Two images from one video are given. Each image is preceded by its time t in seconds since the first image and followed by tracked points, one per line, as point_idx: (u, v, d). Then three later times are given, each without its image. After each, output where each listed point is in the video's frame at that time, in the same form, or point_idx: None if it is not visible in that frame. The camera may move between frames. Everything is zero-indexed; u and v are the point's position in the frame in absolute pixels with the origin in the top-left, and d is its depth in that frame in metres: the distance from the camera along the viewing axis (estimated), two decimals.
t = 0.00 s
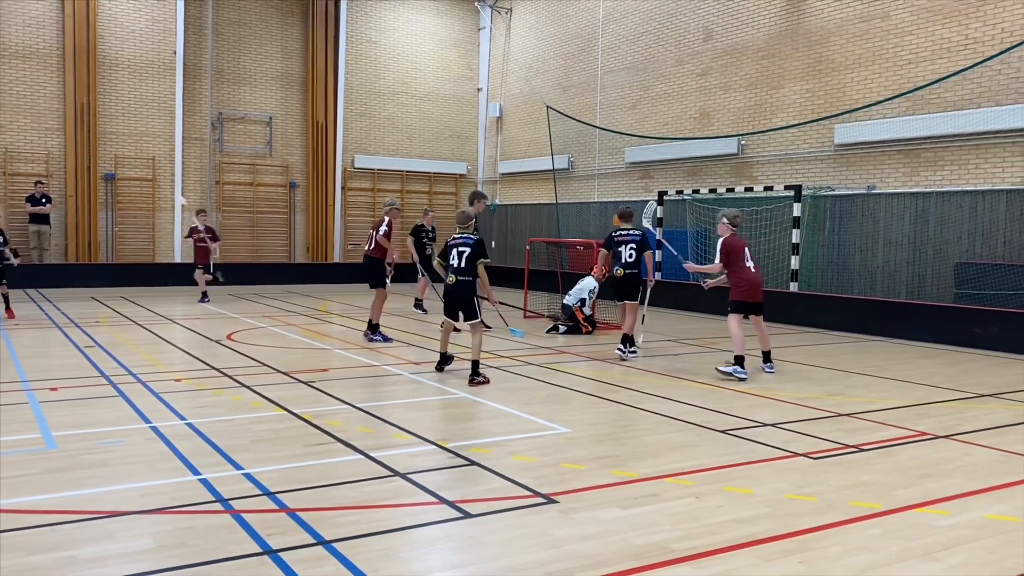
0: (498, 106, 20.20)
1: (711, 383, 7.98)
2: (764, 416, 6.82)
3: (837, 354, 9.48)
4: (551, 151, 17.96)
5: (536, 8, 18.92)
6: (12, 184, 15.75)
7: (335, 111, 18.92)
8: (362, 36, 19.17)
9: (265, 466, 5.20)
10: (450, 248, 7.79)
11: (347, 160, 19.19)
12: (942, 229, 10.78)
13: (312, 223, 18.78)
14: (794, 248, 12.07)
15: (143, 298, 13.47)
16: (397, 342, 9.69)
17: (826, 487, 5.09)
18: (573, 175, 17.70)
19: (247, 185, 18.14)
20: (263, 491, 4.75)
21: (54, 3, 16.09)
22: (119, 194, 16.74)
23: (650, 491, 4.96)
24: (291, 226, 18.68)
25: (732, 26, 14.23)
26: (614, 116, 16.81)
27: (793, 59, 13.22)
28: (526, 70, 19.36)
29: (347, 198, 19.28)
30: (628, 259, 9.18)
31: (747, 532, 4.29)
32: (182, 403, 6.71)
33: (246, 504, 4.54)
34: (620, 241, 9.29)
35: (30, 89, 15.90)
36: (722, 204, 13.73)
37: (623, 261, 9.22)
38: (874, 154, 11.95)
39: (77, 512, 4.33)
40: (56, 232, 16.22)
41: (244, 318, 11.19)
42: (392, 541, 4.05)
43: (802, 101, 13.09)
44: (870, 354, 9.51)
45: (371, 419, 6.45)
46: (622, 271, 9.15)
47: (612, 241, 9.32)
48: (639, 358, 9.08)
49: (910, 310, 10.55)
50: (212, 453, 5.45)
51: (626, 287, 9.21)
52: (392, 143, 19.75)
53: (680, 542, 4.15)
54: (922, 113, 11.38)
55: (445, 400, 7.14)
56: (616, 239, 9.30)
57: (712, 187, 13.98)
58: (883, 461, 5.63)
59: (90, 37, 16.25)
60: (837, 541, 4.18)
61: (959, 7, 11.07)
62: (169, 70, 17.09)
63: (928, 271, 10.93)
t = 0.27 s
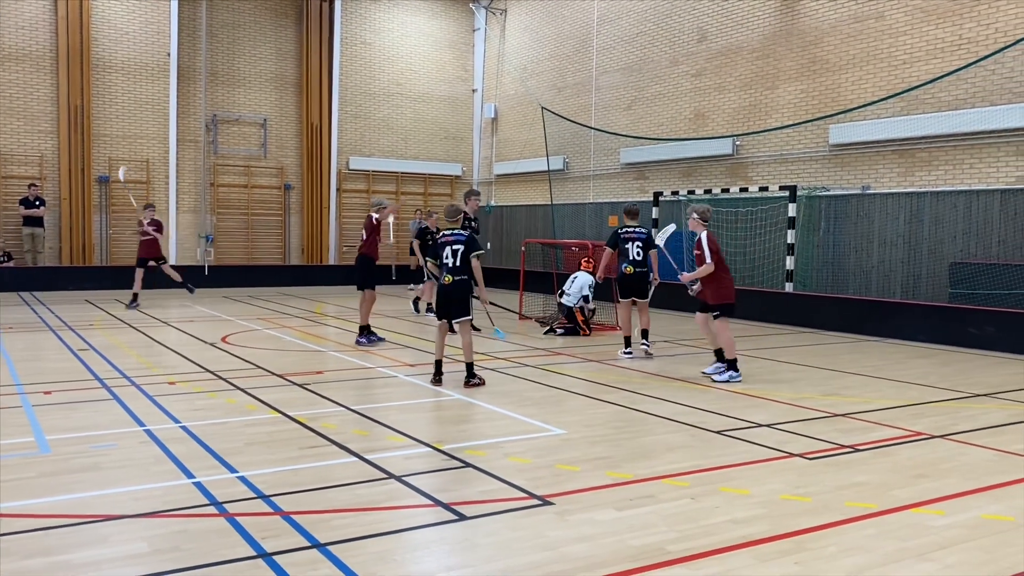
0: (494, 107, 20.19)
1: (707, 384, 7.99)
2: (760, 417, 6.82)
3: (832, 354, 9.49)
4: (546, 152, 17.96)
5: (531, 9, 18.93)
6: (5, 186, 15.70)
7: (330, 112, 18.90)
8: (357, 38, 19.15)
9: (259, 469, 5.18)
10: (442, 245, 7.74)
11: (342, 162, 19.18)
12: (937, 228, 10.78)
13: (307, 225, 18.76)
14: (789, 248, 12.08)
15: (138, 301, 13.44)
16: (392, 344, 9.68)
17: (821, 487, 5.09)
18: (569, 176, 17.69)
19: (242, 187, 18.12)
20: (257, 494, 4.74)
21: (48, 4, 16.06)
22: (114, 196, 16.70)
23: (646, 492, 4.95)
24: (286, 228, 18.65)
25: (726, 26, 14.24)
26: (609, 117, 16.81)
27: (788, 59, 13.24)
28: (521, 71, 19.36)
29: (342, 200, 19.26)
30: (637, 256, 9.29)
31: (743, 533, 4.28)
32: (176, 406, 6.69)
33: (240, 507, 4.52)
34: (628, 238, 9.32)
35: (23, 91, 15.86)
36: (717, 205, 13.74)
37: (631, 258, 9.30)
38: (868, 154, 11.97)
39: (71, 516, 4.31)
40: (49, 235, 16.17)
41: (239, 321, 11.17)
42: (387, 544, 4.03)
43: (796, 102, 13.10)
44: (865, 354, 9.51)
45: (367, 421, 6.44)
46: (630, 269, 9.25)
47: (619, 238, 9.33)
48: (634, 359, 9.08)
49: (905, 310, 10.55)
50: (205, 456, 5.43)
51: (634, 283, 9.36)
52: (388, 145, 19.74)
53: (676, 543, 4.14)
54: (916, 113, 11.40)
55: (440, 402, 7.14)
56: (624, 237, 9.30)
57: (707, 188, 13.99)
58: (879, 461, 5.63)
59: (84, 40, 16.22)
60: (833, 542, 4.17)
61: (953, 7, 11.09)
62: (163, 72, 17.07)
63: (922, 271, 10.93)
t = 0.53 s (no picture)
0: (490, 110, 20.20)
1: (703, 386, 8.00)
2: (756, 419, 6.83)
3: (829, 356, 9.50)
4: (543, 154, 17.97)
5: (527, 11, 18.94)
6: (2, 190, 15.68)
7: (327, 115, 18.90)
8: (353, 40, 19.16)
9: (256, 473, 5.18)
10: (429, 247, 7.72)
11: (339, 165, 19.18)
12: (933, 230, 10.78)
13: (304, 227, 18.76)
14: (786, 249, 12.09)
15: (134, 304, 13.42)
16: (389, 347, 9.68)
17: (818, 489, 5.09)
18: (566, 178, 17.70)
19: (238, 190, 18.10)
20: (254, 498, 4.73)
21: (43, 8, 16.04)
22: (110, 200, 16.68)
23: (643, 494, 4.95)
24: (283, 230, 18.65)
25: (722, 28, 14.27)
26: (605, 119, 16.83)
27: (783, 61, 13.26)
28: (518, 73, 19.37)
29: (339, 202, 19.25)
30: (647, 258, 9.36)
31: (740, 535, 4.28)
32: (172, 410, 6.68)
33: (237, 511, 4.51)
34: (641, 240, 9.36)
35: (19, 95, 15.83)
36: (713, 206, 13.75)
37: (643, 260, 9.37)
38: (864, 155, 11.99)
39: (66, 520, 4.30)
40: (45, 238, 16.14)
41: (235, 324, 11.16)
42: (385, 547, 4.03)
43: (792, 104, 13.13)
44: (862, 355, 9.52)
45: (363, 424, 6.44)
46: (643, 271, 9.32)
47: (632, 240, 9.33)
48: (631, 361, 9.09)
49: (902, 311, 10.56)
50: (202, 459, 5.43)
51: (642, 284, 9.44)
52: (385, 147, 19.75)
53: (673, 546, 4.14)
54: (912, 114, 11.42)
55: (437, 405, 7.14)
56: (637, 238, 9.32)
57: (703, 190, 14.00)
58: (876, 463, 5.64)
59: (80, 43, 16.20)
60: (830, 543, 4.18)
61: (948, 9, 11.12)
62: (160, 75, 17.06)
63: (919, 272, 10.94)
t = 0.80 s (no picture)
0: (489, 112, 20.21)
1: (703, 388, 8.00)
2: (756, 421, 6.82)
3: (828, 358, 9.50)
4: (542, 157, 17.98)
5: (526, 14, 18.96)
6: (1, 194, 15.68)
7: (326, 118, 18.90)
8: (352, 44, 19.17)
9: (256, 476, 5.17)
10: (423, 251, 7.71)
11: (338, 168, 19.18)
12: (932, 232, 10.80)
13: (303, 231, 18.76)
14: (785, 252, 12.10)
15: (133, 308, 13.42)
16: (389, 350, 9.68)
17: (818, 491, 5.09)
18: (565, 181, 17.71)
19: (237, 194, 18.10)
20: (253, 502, 4.72)
21: (43, 12, 16.05)
22: (109, 204, 16.67)
23: (643, 497, 4.94)
24: (282, 234, 18.65)
25: (720, 31, 14.29)
26: (604, 122, 16.84)
27: (782, 63, 13.28)
28: (517, 76, 19.38)
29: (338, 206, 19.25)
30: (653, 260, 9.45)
31: (740, 538, 4.28)
32: (172, 414, 6.68)
33: (237, 515, 4.51)
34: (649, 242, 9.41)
35: (18, 99, 15.84)
36: (712, 209, 13.76)
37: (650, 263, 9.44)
38: (863, 157, 12.00)
39: (66, 525, 4.30)
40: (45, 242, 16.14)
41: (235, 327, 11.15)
42: (385, 551, 4.02)
43: (790, 106, 13.14)
44: (861, 357, 9.53)
45: (363, 427, 6.44)
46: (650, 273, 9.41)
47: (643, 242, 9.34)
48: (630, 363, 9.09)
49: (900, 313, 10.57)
50: (202, 463, 5.42)
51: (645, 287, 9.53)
52: (384, 151, 19.76)
53: (673, 549, 4.14)
54: (910, 116, 11.44)
55: (437, 408, 7.14)
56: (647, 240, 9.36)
57: (702, 192, 14.00)
58: (876, 465, 5.63)
59: (79, 47, 16.21)
60: (830, 546, 4.17)
61: (946, 11, 11.14)
62: (159, 79, 17.07)
63: (918, 274, 10.95)
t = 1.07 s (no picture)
0: (490, 116, 20.24)
1: (704, 391, 8.00)
2: (757, 424, 6.82)
3: (829, 360, 9.50)
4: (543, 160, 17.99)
5: (527, 17, 18.98)
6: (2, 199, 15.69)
7: (327, 122, 18.92)
8: (353, 47, 19.20)
9: (257, 480, 5.17)
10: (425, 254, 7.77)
11: (339, 171, 19.20)
12: (933, 234, 10.79)
13: (304, 234, 18.78)
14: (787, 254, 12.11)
15: (135, 311, 13.44)
16: (390, 353, 9.68)
17: (820, 494, 5.08)
18: (565, 184, 17.72)
19: (238, 198, 18.12)
20: (255, 505, 4.72)
21: (44, 16, 16.08)
22: (110, 207, 16.68)
23: (645, 501, 4.94)
24: (283, 237, 18.66)
25: (721, 34, 14.30)
26: (605, 124, 16.85)
27: (782, 66, 13.29)
28: (517, 79, 19.40)
29: (339, 209, 19.25)
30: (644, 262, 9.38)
31: (742, 541, 4.28)
32: (173, 417, 6.69)
33: (239, 518, 4.50)
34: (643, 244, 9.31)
35: (20, 103, 15.86)
36: (712, 211, 13.76)
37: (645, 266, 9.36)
38: (863, 160, 12.01)
39: (67, 529, 4.30)
40: (46, 246, 16.16)
41: (236, 331, 11.16)
42: (387, 554, 4.02)
43: (791, 109, 13.15)
44: (862, 360, 9.52)
45: (364, 431, 6.44)
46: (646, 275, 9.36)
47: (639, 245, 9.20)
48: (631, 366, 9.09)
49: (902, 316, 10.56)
50: (203, 466, 5.42)
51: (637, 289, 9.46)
52: (385, 154, 19.79)
53: (676, 552, 4.14)
54: (911, 119, 11.44)
55: (439, 411, 7.14)
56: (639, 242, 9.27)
57: (703, 195, 14.01)
58: (877, 468, 5.63)
59: (81, 52, 16.24)
60: (832, 549, 4.17)
61: (946, 13, 11.15)
62: (160, 83, 17.10)
63: (919, 277, 10.94)
